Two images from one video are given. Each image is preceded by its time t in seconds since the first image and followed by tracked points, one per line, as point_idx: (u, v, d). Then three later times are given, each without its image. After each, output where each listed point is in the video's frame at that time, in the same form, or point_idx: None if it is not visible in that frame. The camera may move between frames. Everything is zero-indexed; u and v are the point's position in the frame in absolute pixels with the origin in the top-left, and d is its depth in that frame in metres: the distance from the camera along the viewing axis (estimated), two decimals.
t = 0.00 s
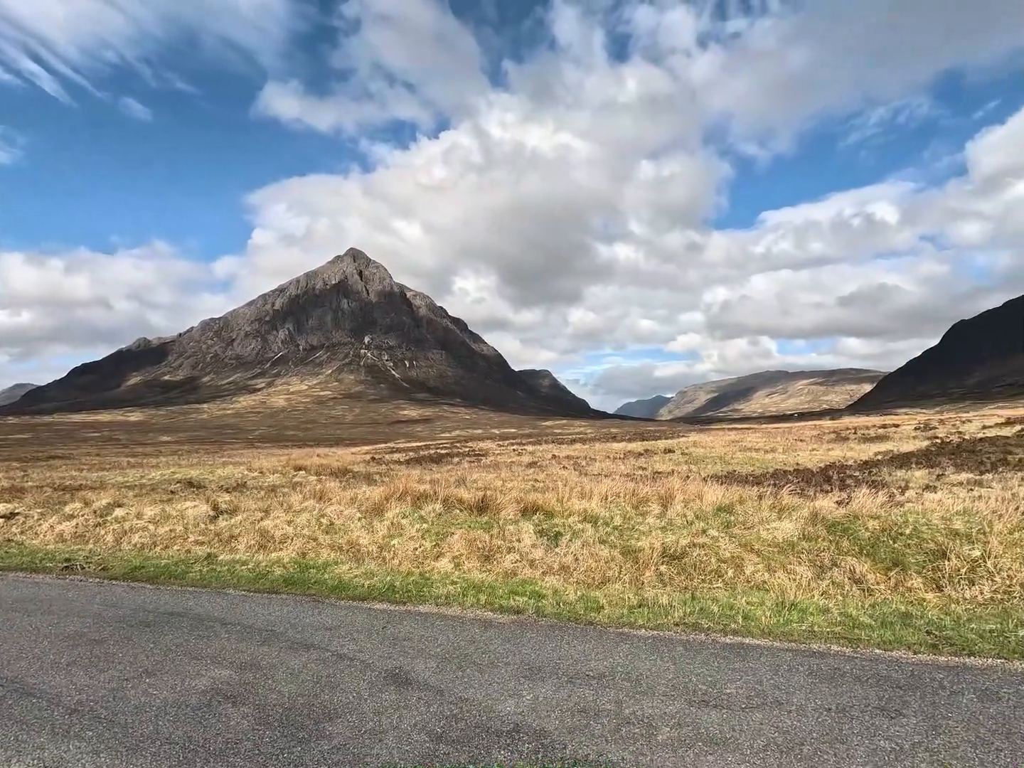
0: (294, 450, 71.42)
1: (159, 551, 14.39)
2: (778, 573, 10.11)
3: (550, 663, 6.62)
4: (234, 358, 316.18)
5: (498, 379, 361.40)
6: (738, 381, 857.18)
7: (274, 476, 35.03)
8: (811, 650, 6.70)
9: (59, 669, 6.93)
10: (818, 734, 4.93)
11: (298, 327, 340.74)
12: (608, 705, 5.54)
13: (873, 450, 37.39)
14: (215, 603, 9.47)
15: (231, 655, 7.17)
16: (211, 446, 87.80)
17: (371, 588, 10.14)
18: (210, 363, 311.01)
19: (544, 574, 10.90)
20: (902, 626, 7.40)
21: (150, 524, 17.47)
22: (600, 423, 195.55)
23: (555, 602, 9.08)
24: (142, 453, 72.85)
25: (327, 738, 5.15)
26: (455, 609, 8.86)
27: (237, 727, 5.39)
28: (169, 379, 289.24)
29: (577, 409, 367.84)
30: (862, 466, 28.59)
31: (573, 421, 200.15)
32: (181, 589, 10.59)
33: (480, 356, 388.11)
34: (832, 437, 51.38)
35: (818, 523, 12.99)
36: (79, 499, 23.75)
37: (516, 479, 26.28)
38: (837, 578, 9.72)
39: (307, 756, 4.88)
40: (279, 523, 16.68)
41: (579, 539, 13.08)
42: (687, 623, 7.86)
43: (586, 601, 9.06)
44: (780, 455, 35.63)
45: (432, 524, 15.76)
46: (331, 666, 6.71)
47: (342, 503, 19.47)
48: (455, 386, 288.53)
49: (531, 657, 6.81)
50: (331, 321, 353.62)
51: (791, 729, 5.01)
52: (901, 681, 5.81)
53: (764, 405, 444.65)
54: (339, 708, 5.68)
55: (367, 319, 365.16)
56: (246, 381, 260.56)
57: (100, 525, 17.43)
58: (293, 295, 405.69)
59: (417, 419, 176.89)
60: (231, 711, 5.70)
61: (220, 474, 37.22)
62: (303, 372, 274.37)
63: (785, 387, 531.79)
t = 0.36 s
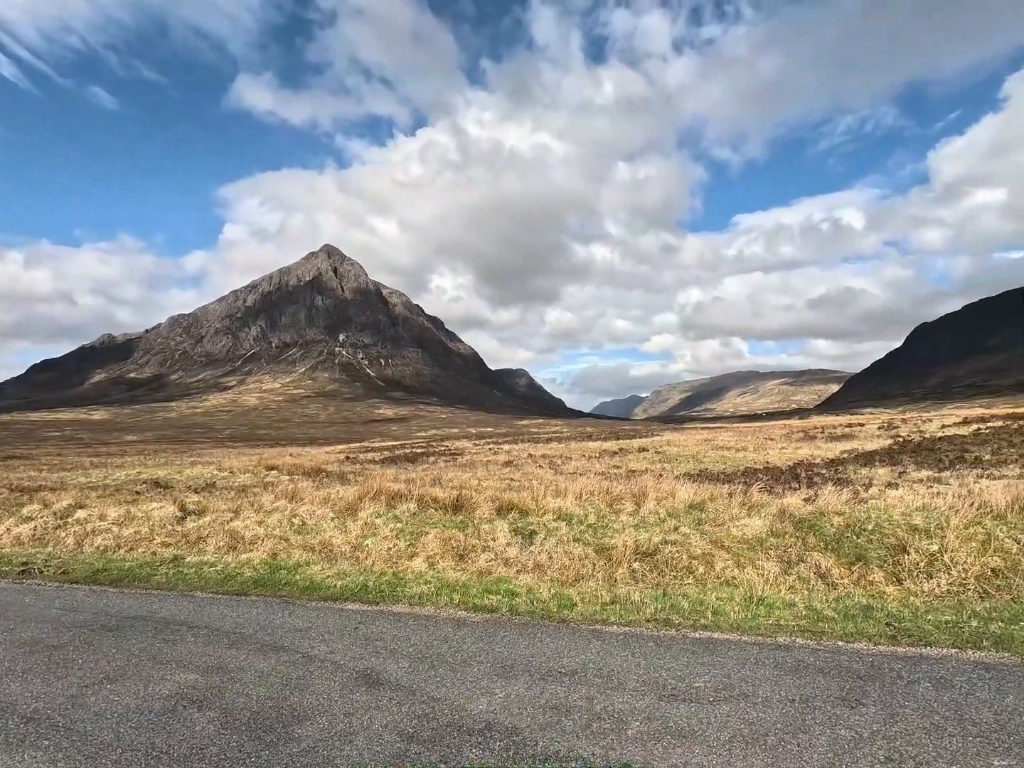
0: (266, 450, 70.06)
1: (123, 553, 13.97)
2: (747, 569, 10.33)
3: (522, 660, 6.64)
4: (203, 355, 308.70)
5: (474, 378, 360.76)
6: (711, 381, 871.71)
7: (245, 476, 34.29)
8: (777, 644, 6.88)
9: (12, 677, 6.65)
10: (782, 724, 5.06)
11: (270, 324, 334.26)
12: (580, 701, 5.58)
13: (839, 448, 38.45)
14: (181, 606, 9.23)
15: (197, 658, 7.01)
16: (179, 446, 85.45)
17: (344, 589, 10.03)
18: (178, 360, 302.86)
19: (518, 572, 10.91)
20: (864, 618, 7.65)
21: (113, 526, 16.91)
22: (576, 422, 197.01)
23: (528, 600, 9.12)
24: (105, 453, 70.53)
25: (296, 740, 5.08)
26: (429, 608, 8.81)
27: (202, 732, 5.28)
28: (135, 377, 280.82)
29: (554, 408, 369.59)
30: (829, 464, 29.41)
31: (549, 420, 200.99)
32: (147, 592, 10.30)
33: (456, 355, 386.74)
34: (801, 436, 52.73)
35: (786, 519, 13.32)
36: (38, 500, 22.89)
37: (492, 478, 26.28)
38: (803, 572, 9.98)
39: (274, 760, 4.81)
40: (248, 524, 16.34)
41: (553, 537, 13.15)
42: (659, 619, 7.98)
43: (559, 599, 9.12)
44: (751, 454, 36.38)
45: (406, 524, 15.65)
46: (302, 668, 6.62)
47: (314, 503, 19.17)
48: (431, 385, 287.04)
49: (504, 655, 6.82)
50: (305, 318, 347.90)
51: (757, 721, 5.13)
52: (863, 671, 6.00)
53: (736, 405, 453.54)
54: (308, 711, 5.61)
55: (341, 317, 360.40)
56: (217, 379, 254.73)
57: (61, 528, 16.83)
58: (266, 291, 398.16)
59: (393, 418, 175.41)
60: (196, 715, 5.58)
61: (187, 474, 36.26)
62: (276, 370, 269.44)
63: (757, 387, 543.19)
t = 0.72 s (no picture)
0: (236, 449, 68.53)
1: (84, 556, 13.50)
2: (716, 564, 10.54)
3: (495, 658, 6.66)
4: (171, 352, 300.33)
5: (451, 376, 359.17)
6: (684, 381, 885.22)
7: (214, 475, 33.49)
8: (743, 637, 7.05)
9: None
10: (747, 715, 5.19)
11: (241, 321, 326.92)
12: (551, 697, 5.63)
13: (806, 447, 39.51)
14: (145, 610, 8.98)
15: (161, 663, 6.84)
16: (145, 445, 82.94)
17: (315, 589, 9.90)
18: (144, 357, 293.99)
19: (492, 571, 10.94)
20: (826, 611, 7.89)
21: (74, 528, 16.33)
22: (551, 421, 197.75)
23: (501, 598, 9.15)
24: (66, 453, 68.07)
25: (264, 743, 5.01)
26: (402, 608, 8.76)
27: (166, 738, 5.16)
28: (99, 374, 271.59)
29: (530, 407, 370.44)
30: (797, 462, 30.18)
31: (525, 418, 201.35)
32: (108, 596, 9.98)
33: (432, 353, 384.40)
34: (770, 434, 54.02)
35: (754, 516, 13.65)
36: None
37: (467, 477, 26.24)
38: (770, 567, 10.24)
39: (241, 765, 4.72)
40: (217, 525, 15.97)
41: (527, 536, 13.21)
42: (630, 615, 8.10)
43: (533, 597, 9.17)
44: (722, 452, 37.19)
45: (379, 523, 15.50)
46: (270, 670, 6.51)
47: (286, 503, 18.84)
48: (406, 383, 284.74)
49: (476, 653, 6.82)
50: (277, 315, 341.34)
51: (723, 713, 5.25)
52: (824, 662, 6.19)
53: (709, 404, 461.52)
54: (276, 713, 5.53)
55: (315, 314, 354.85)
56: (185, 377, 248.05)
57: (17, 531, 16.17)
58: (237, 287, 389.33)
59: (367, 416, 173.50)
60: (160, 721, 5.45)
61: (153, 475, 35.22)
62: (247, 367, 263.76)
63: (728, 386, 553.57)
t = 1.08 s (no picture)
0: (206, 447, 66.97)
1: (45, 558, 13.06)
2: (688, 559, 10.73)
3: (469, 655, 6.68)
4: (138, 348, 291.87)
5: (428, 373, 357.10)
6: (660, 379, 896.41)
7: (183, 474, 32.70)
8: (713, 630, 7.20)
9: None
10: (716, 706, 5.31)
11: (212, 315, 318.85)
12: (525, 692, 5.67)
13: (777, 444, 40.32)
14: (110, 613, 8.74)
15: (127, 666, 6.68)
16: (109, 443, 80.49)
17: (287, 589, 9.77)
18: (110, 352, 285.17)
19: (468, 568, 10.93)
20: (793, 604, 8.11)
21: (34, 529, 15.77)
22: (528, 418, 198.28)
23: (476, 595, 9.17)
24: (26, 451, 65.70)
25: (232, 746, 4.93)
26: (376, 606, 8.71)
27: (130, 743, 5.04)
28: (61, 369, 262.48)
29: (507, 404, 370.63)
30: (768, 458, 30.80)
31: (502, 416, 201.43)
32: (70, 599, 9.67)
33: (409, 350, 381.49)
34: (742, 431, 55.06)
35: (726, 511, 13.93)
36: None
37: (443, 475, 26.14)
38: (741, 562, 10.46)
39: None
40: (186, 524, 15.61)
41: (503, 533, 13.24)
42: (603, 610, 8.20)
43: (507, 594, 9.21)
44: (696, 449, 37.78)
45: (353, 521, 15.34)
46: (240, 672, 6.41)
47: (258, 501, 18.51)
48: (383, 380, 282.11)
49: (450, 651, 6.82)
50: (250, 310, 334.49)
51: (692, 704, 5.36)
52: (789, 653, 6.37)
53: (683, 402, 468.30)
54: (246, 715, 5.45)
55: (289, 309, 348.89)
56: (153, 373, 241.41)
57: None
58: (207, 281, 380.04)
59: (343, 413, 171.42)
60: (124, 726, 5.33)
61: (119, 473, 34.26)
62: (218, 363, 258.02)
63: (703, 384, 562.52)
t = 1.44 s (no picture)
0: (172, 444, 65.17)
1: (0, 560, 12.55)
2: (659, 553, 10.90)
3: (442, 651, 6.68)
4: (101, 341, 282.17)
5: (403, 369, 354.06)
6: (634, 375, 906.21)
7: (148, 472, 31.75)
8: (682, 622, 7.35)
9: None
10: (683, 696, 5.43)
11: (179, 308, 310.23)
12: (497, 687, 5.70)
13: (747, 440, 41.12)
14: (69, 615, 8.46)
15: (88, 669, 6.48)
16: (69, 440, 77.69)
17: (257, 588, 9.61)
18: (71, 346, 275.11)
19: (441, 565, 10.91)
20: (759, 595, 8.32)
21: None
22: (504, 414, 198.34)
23: (450, 591, 9.17)
24: None
25: (197, 748, 4.84)
26: (347, 604, 8.64)
27: (90, 747, 4.90)
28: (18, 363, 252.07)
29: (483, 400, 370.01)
30: (738, 454, 31.44)
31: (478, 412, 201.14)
32: (27, 602, 9.32)
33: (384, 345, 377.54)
34: (714, 428, 56.09)
35: (696, 505, 14.21)
36: None
37: (417, 471, 26.01)
38: (710, 555, 10.69)
39: None
40: (151, 523, 15.18)
41: (478, 529, 13.23)
42: (576, 604, 8.29)
43: (481, 589, 9.22)
44: (668, 445, 38.34)
45: (325, 519, 15.13)
46: (207, 672, 6.29)
47: (227, 499, 18.10)
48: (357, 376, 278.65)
49: (422, 647, 6.80)
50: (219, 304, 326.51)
51: (660, 694, 5.47)
52: (755, 643, 6.54)
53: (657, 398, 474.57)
54: (212, 716, 5.35)
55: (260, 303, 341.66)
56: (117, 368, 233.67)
57: None
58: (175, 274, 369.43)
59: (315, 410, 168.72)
60: (84, 730, 5.17)
61: (81, 472, 33.09)
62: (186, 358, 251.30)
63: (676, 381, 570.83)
